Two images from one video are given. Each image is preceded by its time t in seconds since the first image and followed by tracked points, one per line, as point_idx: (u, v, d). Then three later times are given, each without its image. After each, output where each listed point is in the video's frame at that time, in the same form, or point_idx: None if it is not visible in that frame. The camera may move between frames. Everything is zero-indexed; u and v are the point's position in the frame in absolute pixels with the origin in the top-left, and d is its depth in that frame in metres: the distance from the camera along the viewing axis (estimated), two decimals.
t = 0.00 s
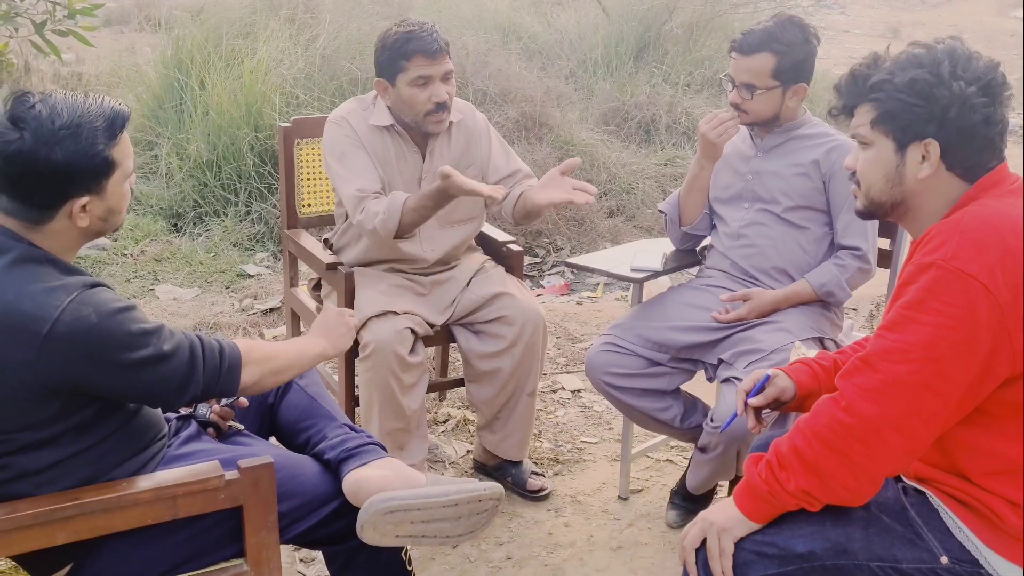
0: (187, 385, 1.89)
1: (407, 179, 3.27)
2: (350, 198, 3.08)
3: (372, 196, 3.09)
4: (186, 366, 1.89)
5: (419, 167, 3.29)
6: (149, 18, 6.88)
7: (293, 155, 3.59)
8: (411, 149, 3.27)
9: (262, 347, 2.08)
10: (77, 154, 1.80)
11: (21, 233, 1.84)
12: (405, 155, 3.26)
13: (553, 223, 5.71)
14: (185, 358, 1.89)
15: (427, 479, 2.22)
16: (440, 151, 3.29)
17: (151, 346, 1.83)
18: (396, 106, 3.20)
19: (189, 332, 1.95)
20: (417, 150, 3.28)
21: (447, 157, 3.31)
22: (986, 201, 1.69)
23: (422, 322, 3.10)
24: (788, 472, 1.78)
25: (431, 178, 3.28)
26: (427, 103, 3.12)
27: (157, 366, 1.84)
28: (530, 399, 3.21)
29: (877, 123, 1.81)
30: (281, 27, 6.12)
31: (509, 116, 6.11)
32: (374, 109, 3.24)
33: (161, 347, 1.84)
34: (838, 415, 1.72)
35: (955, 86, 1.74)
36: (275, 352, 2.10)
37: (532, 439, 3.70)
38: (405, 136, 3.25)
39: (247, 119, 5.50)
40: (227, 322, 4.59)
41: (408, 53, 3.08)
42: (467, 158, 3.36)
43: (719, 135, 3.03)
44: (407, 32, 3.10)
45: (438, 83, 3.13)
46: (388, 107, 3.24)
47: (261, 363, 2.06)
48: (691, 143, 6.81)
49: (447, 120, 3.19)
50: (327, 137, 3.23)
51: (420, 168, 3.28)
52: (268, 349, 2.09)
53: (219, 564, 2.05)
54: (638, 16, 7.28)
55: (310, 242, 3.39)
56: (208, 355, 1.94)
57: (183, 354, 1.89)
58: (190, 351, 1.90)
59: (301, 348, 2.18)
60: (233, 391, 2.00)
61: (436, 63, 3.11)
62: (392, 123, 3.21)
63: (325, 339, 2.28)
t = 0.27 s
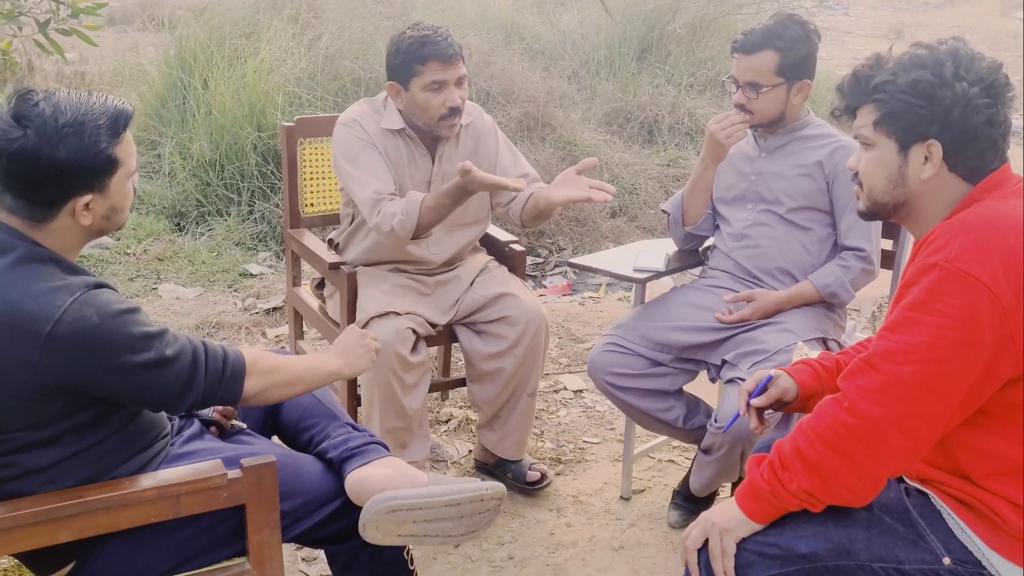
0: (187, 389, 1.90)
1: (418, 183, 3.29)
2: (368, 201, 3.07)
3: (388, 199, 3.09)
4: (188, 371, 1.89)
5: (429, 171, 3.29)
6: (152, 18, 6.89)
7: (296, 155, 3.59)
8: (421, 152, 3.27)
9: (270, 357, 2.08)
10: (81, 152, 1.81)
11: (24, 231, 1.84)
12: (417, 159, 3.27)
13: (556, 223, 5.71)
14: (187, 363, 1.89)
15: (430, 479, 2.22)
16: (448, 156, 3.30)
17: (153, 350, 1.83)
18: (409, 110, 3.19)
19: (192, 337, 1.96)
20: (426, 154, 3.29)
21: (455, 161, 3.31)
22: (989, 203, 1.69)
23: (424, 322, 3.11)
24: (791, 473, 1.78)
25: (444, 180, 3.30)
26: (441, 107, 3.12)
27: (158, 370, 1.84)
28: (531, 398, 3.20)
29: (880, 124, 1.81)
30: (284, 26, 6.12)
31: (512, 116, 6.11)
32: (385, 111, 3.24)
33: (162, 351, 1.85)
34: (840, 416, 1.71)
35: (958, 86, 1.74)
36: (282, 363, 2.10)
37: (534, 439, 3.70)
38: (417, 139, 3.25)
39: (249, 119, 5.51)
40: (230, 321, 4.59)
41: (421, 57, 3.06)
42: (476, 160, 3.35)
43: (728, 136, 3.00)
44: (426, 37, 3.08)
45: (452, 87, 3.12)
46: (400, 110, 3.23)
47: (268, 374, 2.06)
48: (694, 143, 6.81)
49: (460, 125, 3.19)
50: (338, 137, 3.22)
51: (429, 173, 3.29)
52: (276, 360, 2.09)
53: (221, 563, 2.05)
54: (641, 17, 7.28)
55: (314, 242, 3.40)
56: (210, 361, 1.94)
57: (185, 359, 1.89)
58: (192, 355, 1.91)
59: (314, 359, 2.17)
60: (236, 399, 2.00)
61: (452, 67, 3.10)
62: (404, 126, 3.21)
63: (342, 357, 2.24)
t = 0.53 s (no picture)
0: (186, 395, 1.90)
1: (422, 184, 3.29)
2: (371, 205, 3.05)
3: (391, 208, 3.07)
4: (187, 378, 1.90)
5: (433, 173, 3.29)
6: (154, 17, 6.89)
7: (298, 154, 3.59)
8: (424, 155, 3.27)
9: (273, 377, 2.08)
10: (85, 150, 1.81)
11: (26, 230, 1.84)
12: (421, 162, 3.27)
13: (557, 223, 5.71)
14: (187, 369, 1.90)
15: (431, 478, 2.22)
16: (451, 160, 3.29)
17: (153, 355, 1.84)
18: (415, 113, 3.19)
19: (193, 344, 1.96)
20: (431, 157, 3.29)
21: (458, 163, 3.30)
22: (991, 203, 1.69)
23: (425, 322, 3.10)
24: (791, 473, 1.78)
25: (447, 183, 3.30)
26: (446, 111, 3.12)
27: (158, 375, 1.84)
28: (533, 399, 3.20)
29: (882, 124, 1.81)
30: (286, 26, 6.12)
31: (514, 116, 6.11)
32: (391, 113, 3.23)
33: (163, 356, 1.85)
34: (841, 416, 1.71)
35: (960, 87, 1.74)
36: (284, 385, 2.10)
37: (535, 438, 3.70)
38: (421, 142, 3.25)
39: (251, 118, 5.51)
40: (231, 320, 4.60)
41: (426, 58, 3.06)
42: (477, 164, 3.34)
43: (731, 135, 3.03)
44: (435, 38, 3.08)
45: (458, 90, 3.12)
46: (405, 112, 3.23)
47: (265, 392, 2.06)
48: (696, 144, 6.80)
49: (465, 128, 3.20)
50: (342, 138, 3.20)
51: (433, 174, 3.29)
52: (278, 381, 2.09)
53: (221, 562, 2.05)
54: (643, 17, 7.28)
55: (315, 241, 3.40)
56: (209, 370, 1.95)
57: (185, 365, 1.89)
58: (192, 362, 1.91)
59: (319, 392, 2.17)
60: (233, 409, 2.01)
61: (458, 71, 3.10)
62: (408, 129, 3.22)
63: (355, 395, 2.24)
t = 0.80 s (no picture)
0: (182, 396, 1.90)
1: (421, 185, 3.29)
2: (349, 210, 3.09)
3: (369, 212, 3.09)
4: (184, 379, 1.90)
5: (432, 174, 3.30)
6: (155, 16, 6.90)
7: (298, 153, 3.59)
8: (423, 156, 3.27)
9: (268, 383, 2.08)
10: (83, 149, 1.81)
11: (23, 228, 1.84)
12: (419, 163, 3.27)
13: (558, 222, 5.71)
14: (183, 371, 1.90)
15: (431, 477, 2.22)
16: (450, 161, 3.29)
17: (150, 356, 1.84)
18: (420, 115, 3.18)
19: (189, 347, 1.96)
20: (430, 157, 3.29)
21: (457, 164, 3.31)
22: (990, 203, 1.69)
23: (425, 321, 3.11)
24: (790, 472, 1.78)
25: (446, 184, 3.30)
26: (451, 112, 3.13)
27: (154, 375, 1.84)
28: (533, 398, 3.20)
29: (883, 123, 1.81)
30: (287, 25, 6.12)
31: (514, 116, 6.11)
32: (391, 113, 3.24)
33: (159, 357, 1.85)
34: (841, 416, 1.71)
35: (962, 86, 1.73)
36: (279, 392, 2.09)
37: (535, 438, 3.71)
38: (420, 143, 3.26)
39: (251, 117, 5.52)
40: (231, 319, 4.60)
41: (432, 61, 3.07)
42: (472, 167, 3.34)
43: (727, 134, 3.02)
44: (440, 42, 3.08)
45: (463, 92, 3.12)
46: (406, 115, 3.23)
47: (260, 399, 2.06)
48: (697, 144, 6.80)
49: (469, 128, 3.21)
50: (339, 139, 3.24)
51: (432, 176, 3.29)
52: (272, 388, 2.09)
53: (221, 560, 2.06)
54: (644, 16, 7.28)
55: (315, 240, 3.40)
56: (205, 373, 1.95)
57: (182, 367, 1.89)
58: (188, 364, 1.91)
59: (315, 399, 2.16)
60: (226, 413, 2.01)
61: (464, 73, 3.10)
62: (408, 129, 3.22)
63: (349, 404, 2.23)
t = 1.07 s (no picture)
0: (181, 395, 1.90)
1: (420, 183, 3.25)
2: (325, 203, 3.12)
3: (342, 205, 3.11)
4: (183, 378, 1.90)
5: (432, 171, 3.26)
6: (156, 14, 6.89)
7: (298, 151, 3.59)
8: (425, 150, 3.25)
9: (268, 382, 2.08)
10: (85, 146, 1.81)
11: (23, 225, 1.84)
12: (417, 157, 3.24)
13: (558, 221, 5.71)
14: (183, 369, 1.90)
15: (431, 475, 2.22)
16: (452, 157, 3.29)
17: (149, 354, 1.84)
18: (442, 113, 3.14)
19: (189, 346, 1.96)
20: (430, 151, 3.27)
21: (455, 162, 3.29)
22: (992, 202, 1.69)
23: (425, 319, 3.10)
24: (791, 471, 1.78)
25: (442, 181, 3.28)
26: (477, 103, 3.12)
27: (154, 374, 1.84)
28: (533, 397, 3.20)
29: (884, 122, 1.81)
30: (287, 24, 6.12)
31: (515, 115, 6.11)
32: (391, 108, 3.23)
33: (159, 356, 1.85)
34: (841, 415, 1.71)
35: (963, 85, 1.73)
36: (279, 391, 2.10)
37: (535, 436, 3.70)
38: (422, 139, 3.24)
39: (252, 115, 5.51)
40: (232, 317, 4.59)
41: (453, 58, 3.06)
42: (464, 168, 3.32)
43: (726, 131, 3.03)
44: (457, 39, 3.09)
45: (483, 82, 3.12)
46: (406, 108, 3.22)
47: (259, 398, 2.06)
48: (698, 143, 6.80)
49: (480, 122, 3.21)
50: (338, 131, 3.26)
51: (430, 174, 3.26)
52: (272, 387, 2.09)
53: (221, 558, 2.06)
54: (645, 16, 7.28)
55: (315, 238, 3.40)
56: (205, 372, 1.95)
57: (181, 365, 1.89)
58: (188, 362, 1.91)
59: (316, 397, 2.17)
60: (226, 411, 2.01)
61: (480, 64, 3.11)
62: (408, 125, 3.20)
63: (350, 403, 2.24)
